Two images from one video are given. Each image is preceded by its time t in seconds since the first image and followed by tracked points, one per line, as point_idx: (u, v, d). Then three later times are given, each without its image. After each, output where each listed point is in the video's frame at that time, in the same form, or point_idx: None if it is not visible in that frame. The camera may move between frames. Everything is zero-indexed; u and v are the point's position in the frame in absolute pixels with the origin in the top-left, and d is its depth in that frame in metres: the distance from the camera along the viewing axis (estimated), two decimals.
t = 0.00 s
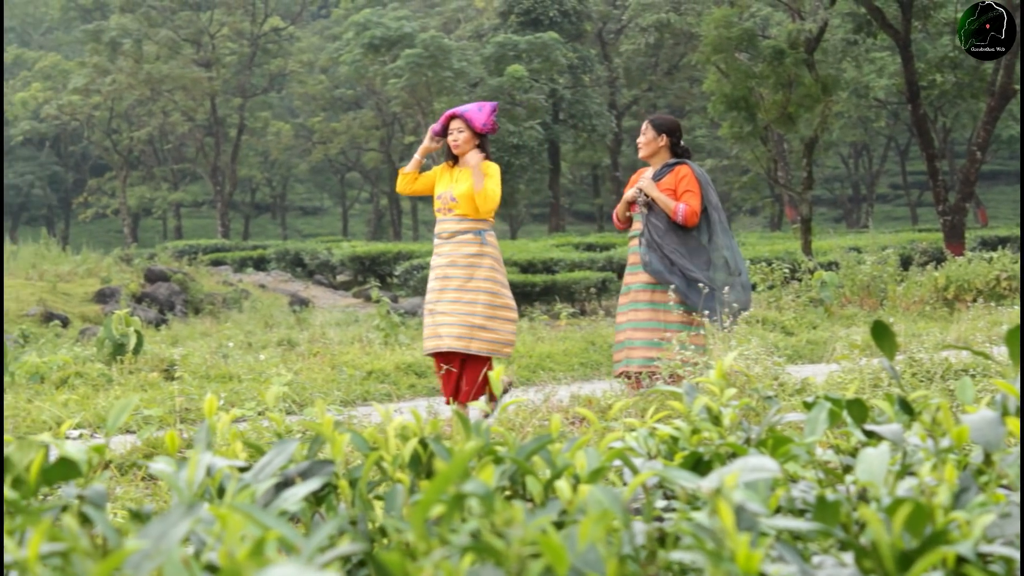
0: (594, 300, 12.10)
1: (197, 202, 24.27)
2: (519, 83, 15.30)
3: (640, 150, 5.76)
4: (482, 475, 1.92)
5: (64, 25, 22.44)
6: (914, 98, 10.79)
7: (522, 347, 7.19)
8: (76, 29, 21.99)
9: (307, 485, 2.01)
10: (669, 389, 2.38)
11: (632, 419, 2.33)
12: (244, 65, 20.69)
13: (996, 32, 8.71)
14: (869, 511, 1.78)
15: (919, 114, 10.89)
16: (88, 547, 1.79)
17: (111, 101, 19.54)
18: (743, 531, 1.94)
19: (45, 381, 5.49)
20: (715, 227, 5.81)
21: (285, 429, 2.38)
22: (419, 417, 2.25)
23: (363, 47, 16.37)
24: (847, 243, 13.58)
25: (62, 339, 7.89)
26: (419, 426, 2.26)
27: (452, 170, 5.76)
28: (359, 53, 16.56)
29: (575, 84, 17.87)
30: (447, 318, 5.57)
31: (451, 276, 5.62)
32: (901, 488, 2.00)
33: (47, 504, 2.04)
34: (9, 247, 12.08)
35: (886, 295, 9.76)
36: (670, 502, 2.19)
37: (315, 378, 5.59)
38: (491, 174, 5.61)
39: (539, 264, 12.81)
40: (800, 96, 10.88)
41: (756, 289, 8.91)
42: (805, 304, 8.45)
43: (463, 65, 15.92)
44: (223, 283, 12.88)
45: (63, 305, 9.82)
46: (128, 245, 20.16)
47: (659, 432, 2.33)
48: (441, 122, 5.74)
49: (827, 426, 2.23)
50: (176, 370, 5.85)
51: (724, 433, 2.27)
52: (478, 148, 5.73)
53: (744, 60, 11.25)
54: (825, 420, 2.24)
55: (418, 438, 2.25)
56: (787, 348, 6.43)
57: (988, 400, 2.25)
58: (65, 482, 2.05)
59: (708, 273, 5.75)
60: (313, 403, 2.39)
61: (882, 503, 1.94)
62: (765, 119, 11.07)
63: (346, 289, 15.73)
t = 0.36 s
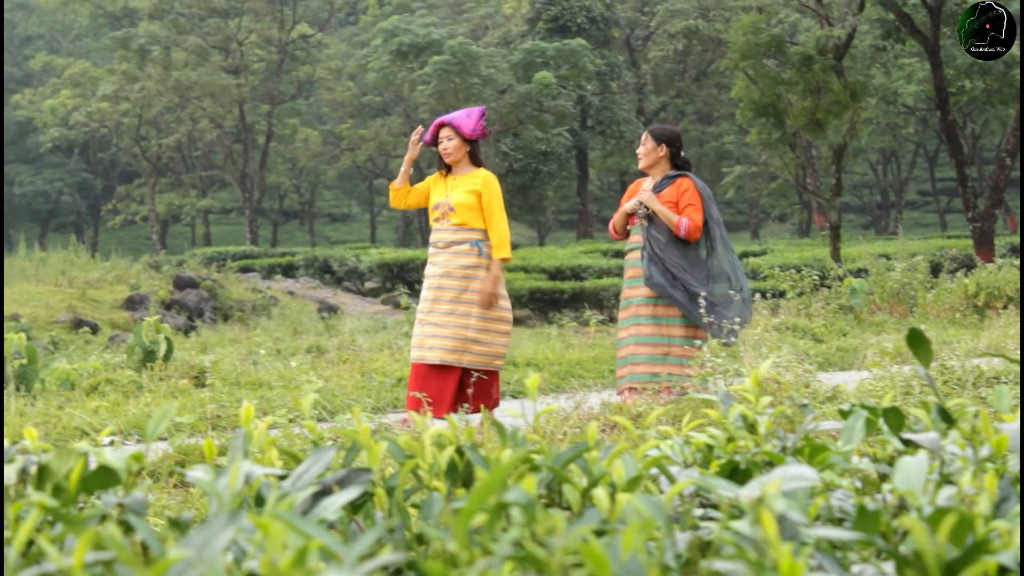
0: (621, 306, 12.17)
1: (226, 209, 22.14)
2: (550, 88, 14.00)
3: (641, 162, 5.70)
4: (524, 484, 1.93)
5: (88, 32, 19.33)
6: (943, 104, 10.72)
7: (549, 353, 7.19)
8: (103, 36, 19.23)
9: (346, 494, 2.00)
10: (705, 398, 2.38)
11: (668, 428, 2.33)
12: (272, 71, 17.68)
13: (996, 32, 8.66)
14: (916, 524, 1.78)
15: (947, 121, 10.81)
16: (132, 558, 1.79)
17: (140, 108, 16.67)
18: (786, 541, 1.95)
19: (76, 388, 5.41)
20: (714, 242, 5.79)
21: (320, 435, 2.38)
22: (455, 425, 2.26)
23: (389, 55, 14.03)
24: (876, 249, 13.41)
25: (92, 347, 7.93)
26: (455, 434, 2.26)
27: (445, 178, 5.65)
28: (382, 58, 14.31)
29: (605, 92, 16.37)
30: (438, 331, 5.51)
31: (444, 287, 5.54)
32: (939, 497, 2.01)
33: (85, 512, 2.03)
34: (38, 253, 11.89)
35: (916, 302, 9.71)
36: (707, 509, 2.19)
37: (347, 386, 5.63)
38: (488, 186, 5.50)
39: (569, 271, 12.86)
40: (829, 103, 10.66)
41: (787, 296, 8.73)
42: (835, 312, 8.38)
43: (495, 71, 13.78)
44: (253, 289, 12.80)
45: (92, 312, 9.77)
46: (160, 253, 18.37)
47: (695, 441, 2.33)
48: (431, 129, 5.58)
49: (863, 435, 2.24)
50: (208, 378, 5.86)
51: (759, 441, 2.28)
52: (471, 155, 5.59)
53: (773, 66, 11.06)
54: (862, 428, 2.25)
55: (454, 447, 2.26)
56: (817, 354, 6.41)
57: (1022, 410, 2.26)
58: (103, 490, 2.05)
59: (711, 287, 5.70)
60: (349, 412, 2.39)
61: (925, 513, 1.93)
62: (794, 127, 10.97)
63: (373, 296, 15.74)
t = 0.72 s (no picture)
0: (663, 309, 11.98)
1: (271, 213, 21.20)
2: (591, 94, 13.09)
3: (646, 158, 5.17)
4: (583, 489, 1.95)
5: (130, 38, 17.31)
6: (988, 108, 10.48)
7: (593, 359, 7.04)
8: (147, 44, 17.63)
9: (401, 499, 2.01)
10: (755, 404, 2.39)
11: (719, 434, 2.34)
12: (316, 78, 16.36)
13: (997, 32, 8.16)
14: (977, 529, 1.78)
15: (992, 125, 10.55)
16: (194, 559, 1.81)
17: (183, 116, 15.42)
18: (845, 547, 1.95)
19: (122, 394, 5.37)
20: (721, 245, 5.27)
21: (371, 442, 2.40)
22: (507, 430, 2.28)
23: (430, 62, 12.96)
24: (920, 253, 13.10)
25: (137, 352, 7.99)
26: (507, 440, 2.29)
27: (440, 184, 5.27)
28: (426, 69, 13.16)
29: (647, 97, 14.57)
30: (430, 335, 5.04)
31: (439, 291, 5.08)
32: (995, 504, 2.01)
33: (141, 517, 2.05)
34: (83, 258, 11.82)
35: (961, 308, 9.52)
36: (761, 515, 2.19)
37: (392, 392, 5.64)
38: (490, 190, 5.16)
39: (612, 276, 11.87)
40: (873, 108, 9.76)
41: (831, 301, 8.48)
42: (881, 317, 8.23)
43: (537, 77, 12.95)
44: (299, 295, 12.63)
45: (138, 317, 9.80)
46: (205, 257, 16.78)
47: (745, 446, 2.34)
48: (428, 132, 5.24)
49: (915, 441, 2.24)
50: (252, 384, 5.82)
51: (811, 447, 2.28)
52: (469, 162, 5.25)
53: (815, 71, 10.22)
54: (914, 434, 2.26)
55: (506, 452, 2.28)
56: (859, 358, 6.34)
57: None
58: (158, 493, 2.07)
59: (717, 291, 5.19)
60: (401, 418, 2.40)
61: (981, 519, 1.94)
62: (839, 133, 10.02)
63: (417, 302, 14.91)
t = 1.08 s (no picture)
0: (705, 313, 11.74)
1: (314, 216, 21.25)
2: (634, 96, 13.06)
3: (656, 164, 4.91)
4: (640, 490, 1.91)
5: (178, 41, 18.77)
6: None
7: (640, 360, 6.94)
8: (191, 46, 18.67)
9: (455, 501, 1.98)
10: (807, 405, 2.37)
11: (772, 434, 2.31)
12: (359, 81, 16.80)
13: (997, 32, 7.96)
14: None
15: None
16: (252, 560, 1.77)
17: (227, 118, 16.19)
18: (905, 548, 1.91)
19: (169, 397, 5.38)
20: (734, 253, 4.94)
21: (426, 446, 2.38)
22: (559, 431, 2.27)
23: (474, 64, 13.46)
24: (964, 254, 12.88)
25: (183, 355, 8.05)
26: (559, 441, 2.27)
27: (447, 186, 5.06)
28: (470, 70, 13.65)
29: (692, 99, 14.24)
30: (443, 342, 4.92)
31: (449, 298, 4.94)
32: None
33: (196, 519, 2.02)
34: (128, 262, 12.01)
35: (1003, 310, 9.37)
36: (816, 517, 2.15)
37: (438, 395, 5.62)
38: (495, 193, 4.95)
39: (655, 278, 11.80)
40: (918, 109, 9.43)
41: (877, 303, 8.37)
42: (927, 318, 8.11)
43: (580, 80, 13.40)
44: (343, 297, 12.69)
45: (183, 320, 9.93)
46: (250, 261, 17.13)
47: (797, 446, 2.31)
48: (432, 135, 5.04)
49: (970, 441, 2.20)
50: (298, 387, 5.81)
51: (864, 448, 2.26)
52: (476, 162, 5.05)
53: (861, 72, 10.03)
54: (969, 434, 2.22)
55: (558, 453, 2.26)
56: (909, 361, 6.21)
57: None
58: (215, 494, 2.02)
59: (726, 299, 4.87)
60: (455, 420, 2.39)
61: None
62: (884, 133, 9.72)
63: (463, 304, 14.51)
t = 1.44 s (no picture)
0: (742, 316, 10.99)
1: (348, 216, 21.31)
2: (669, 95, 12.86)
3: (655, 156, 4.62)
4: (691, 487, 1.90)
5: (213, 42, 19.02)
6: None
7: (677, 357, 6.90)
8: (228, 46, 18.78)
9: (501, 497, 1.96)
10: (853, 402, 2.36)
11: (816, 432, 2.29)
12: (395, 80, 16.72)
13: (997, 32, 7.56)
14: None
15: None
16: (302, 554, 1.75)
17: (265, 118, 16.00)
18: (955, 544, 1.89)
19: (207, 396, 5.41)
20: (734, 245, 4.65)
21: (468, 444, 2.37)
22: (603, 428, 2.25)
23: (510, 63, 13.50)
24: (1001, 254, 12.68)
25: (220, 354, 8.07)
26: (604, 438, 2.26)
27: (445, 182, 4.89)
28: (506, 69, 13.70)
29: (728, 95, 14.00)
30: (441, 343, 4.75)
31: (445, 298, 4.78)
32: None
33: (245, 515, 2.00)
34: (165, 262, 12.12)
35: None
36: (863, 514, 2.13)
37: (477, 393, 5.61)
38: (491, 190, 4.75)
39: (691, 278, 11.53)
40: (955, 107, 9.48)
41: (916, 300, 8.38)
42: (966, 317, 8.06)
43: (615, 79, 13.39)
44: (376, 296, 12.72)
45: (220, 319, 9.97)
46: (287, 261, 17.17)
47: (840, 443, 2.30)
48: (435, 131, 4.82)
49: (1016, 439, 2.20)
50: (335, 385, 5.82)
51: (909, 445, 2.24)
52: (477, 157, 4.82)
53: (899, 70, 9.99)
54: (1014, 433, 2.21)
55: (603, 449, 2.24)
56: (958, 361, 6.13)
57: None
58: (262, 490, 2.02)
59: (727, 293, 4.61)
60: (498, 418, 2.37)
61: None
62: (920, 131, 9.75)
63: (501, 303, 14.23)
